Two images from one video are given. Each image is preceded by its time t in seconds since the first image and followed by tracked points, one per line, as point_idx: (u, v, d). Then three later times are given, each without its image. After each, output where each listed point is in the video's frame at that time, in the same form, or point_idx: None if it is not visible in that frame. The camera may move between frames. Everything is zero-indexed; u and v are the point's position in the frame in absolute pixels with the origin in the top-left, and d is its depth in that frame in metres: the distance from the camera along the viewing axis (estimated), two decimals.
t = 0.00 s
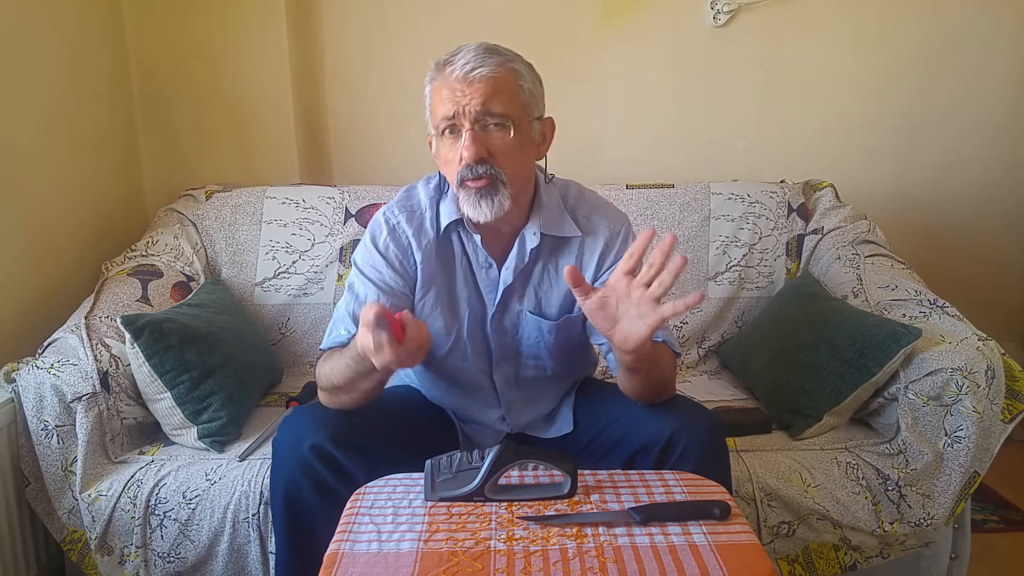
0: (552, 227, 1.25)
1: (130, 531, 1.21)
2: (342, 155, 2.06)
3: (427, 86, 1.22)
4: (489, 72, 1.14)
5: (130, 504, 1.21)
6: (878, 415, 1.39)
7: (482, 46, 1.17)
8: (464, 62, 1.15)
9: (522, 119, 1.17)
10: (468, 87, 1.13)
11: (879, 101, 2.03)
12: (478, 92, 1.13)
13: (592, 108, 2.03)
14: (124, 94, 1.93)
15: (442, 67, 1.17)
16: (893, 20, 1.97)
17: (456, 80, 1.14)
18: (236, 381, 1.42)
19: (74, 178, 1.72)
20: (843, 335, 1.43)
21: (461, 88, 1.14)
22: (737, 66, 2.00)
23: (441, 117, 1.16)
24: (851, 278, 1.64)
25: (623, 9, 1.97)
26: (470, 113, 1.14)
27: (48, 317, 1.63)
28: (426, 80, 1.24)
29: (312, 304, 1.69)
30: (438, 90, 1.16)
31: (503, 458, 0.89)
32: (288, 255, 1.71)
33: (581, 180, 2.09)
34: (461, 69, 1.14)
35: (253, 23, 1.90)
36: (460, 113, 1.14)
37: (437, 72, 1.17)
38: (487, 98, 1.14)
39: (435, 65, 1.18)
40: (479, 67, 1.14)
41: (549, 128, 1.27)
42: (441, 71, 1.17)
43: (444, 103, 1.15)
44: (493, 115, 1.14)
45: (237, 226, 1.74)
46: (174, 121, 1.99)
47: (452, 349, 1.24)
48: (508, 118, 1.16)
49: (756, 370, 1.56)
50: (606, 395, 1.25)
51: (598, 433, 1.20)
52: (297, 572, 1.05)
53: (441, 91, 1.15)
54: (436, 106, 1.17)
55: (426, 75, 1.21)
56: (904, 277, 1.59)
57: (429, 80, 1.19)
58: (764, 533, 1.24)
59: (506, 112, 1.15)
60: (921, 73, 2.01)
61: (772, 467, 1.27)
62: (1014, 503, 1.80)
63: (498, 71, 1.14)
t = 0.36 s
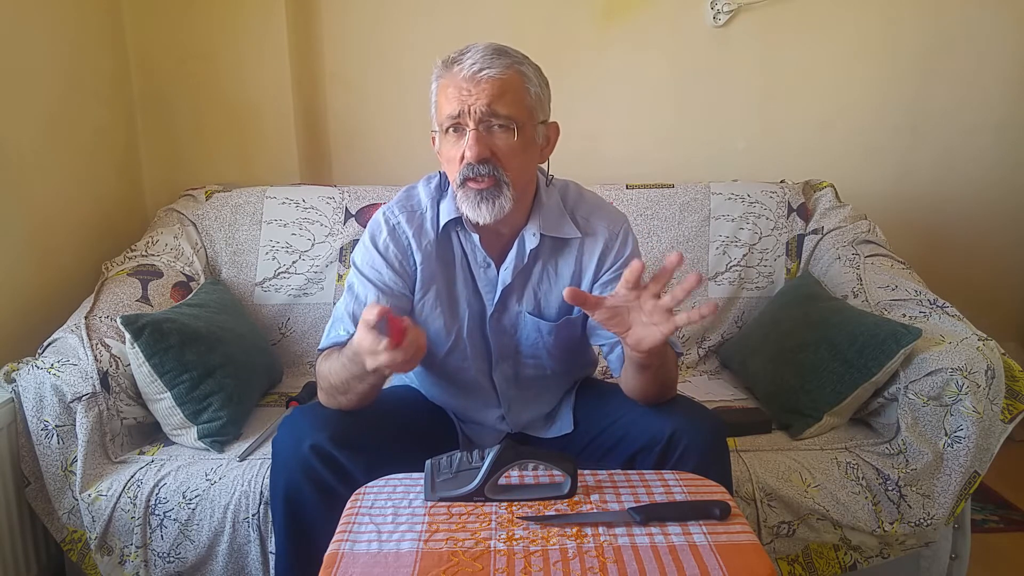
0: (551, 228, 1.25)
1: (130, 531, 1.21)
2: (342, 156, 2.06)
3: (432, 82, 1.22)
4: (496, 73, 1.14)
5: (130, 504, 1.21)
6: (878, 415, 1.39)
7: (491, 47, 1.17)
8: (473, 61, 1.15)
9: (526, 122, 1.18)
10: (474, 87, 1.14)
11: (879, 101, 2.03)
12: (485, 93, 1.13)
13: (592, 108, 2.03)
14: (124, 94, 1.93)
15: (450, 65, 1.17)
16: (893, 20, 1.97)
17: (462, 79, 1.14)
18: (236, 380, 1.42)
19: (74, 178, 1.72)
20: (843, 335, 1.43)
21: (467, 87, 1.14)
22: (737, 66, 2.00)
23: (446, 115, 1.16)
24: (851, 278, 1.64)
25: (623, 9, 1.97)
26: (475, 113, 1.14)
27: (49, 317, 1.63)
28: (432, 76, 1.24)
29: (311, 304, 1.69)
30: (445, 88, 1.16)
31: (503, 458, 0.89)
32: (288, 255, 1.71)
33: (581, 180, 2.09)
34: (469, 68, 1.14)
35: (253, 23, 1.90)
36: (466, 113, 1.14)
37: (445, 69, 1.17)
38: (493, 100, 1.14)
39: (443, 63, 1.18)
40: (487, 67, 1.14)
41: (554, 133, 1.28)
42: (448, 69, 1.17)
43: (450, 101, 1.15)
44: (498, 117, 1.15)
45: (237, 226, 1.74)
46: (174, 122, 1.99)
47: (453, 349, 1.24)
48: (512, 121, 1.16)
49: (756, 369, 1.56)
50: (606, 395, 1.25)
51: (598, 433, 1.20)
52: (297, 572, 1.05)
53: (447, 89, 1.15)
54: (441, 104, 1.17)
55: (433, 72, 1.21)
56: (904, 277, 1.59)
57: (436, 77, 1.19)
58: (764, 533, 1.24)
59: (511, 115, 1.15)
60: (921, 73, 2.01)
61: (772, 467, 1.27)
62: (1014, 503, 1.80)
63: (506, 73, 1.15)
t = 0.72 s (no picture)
0: (549, 228, 1.25)
1: (130, 531, 1.21)
2: (342, 156, 2.06)
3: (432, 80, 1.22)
4: (495, 72, 1.14)
5: (130, 504, 1.21)
6: (878, 415, 1.39)
7: (491, 45, 1.16)
8: (472, 60, 1.14)
9: (525, 122, 1.17)
10: (473, 86, 1.13)
11: (879, 101, 2.03)
12: (482, 93, 1.13)
13: (592, 108, 2.03)
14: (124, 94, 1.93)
15: (450, 63, 1.17)
16: (893, 20, 1.97)
17: (461, 77, 1.14)
18: (235, 380, 1.42)
19: (74, 178, 1.72)
20: (843, 335, 1.43)
21: (466, 86, 1.14)
22: (737, 66, 2.00)
23: (445, 113, 1.16)
24: (851, 278, 1.64)
25: (623, 9, 1.97)
26: (473, 112, 1.14)
27: (49, 317, 1.63)
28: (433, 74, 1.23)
29: (312, 304, 1.69)
30: (444, 86, 1.16)
31: (503, 458, 0.89)
32: (288, 255, 1.71)
33: (581, 180, 2.09)
34: (467, 67, 1.14)
35: (253, 23, 1.90)
36: (463, 112, 1.14)
37: (444, 68, 1.17)
38: (491, 99, 1.13)
39: (443, 61, 1.18)
40: (486, 67, 1.14)
41: (552, 133, 1.27)
42: (448, 67, 1.16)
43: (448, 100, 1.15)
44: (496, 116, 1.14)
45: (236, 226, 1.74)
46: (174, 122, 1.99)
47: (450, 348, 1.24)
48: (510, 120, 1.15)
49: (756, 369, 1.56)
50: (606, 395, 1.25)
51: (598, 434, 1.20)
52: (297, 572, 1.05)
53: (447, 87, 1.15)
54: (439, 102, 1.17)
55: (433, 70, 1.21)
56: (904, 277, 1.59)
57: (435, 75, 1.19)
58: (764, 533, 1.24)
59: (509, 114, 1.15)
60: (921, 73, 2.01)
61: (772, 467, 1.27)
62: (1014, 503, 1.80)
63: (504, 72, 1.14)
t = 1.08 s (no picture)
0: (555, 230, 1.25)
1: (130, 530, 1.21)
2: (342, 155, 2.06)
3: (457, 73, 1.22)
4: (525, 76, 1.14)
5: (130, 504, 1.21)
6: (878, 415, 1.39)
7: (524, 50, 1.16)
8: (504, 61, 1.15)
9: (546, 131, 1.18)
10: (501, 87, 1.13)
11: (879, 101, 2.03)
12: (510, 95, 1.13)
13: (592, 108, 2.03)
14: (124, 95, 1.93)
15: (481, 59, 1.16)
16: (893, 19, 1.97)
17: (491, 77, 1.14)
18: (235, 380, 1.42)
19: (74, 178, 1.72)
20: (843, 335, 1.43)
21: (494, 86, 1.14)
22: (737, 66, 2.00)
23: (468, 108, 1.15)
24: (851, 278, 1.64)
25: (623, 9, 1.97)
26: (498, 112, 1.13)
27: (49, 317, 1.63)
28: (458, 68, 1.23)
29: (312, 304, 1.69)
30: (471, 82, 1.16)
31: (503, 458, 0.89)
32: (288, 255, 1.71)
33: (580, 180, 2.09)
34: (499, 67, 1.14)
35: (253, 23, 1.90)
36: (488, 110, 1.14)
37: (474, 63, 1.17)
38: (518, 102, 1.13)
39: (474, 56, 1.17)
40: (517, 69, 1.14)
41: (568, 146, 1.27)
42: (478, 64, 1.16)
43: (474, 96, 1.15)
44: (520, 120, 1.14)
45: (237, 226, 1.74)
46: (174, 122, 1.99)
47: (452, 349, 1.24)
48: (532, 126, 1.15)
49: (756, 369, 1.56)
50: (606, 395, 1.25)
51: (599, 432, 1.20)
52: (297, 572, 1.05)
53: (474, 84, 1.15)
54: (464, 95, 1.16)
55: (460, 64, 1.20)
56: (904, 277, 1.59)
57: (463, 69, 1.18)
58: (764, 533, 1.24)
59: (532, 120, 1.15)
60: (921, 73, 2.01)
61: (772, 467, 1.27)
62: (1014, 503, 1.80)
63: (534, 78, 1.14)
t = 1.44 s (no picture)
0: (558, 230, 1.25)
1: (130, 531, 1.21)
2: (342, 156, 2.06)
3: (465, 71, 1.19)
4: (539, 80, 1.12)
5: (130, 504, 1.21)
6: (878, 415, 1.39)
7: (536, 53, 1.15)
8: (518, 63, 1.12)
9: (555, 136, 1.17)
10: (514, 91, 1.12)
11: (879, 101, 2.03)
12: (523, 100, 1.11)
13: (592, 108, 2.03)
14: (124, 95, 1.93)
15: (493, 60, 1.14)
16: (893, 19, 1.97)
17: (504, 79, 1.12)
18: (235, 380, 1.42)
19: (74, 178, 1.72)
20: (843, 335, 1.43)
21: (507, 89, 1.12)
22: (737, 66, 2.00)
23: (479, 111, 1.13)
24: (851, 278, 1.64)
25: (622, 9, 1.97)
26: (511, 116, 1.12)
27: (49, 317, 1.63)
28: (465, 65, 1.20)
29: (312, 304, 1.69)
30: (482, 84, 1.13)
31: (503, 458, 0.89)
32: (288, 255, 1.71)
33: (580, 180, 2.09)
34: (513, 70, 1.12)
35: (253, 23, 1.90)
36: (500, 114, 1.12)
37: (486, 63, 1.14)
38: (531, 107, 1.12)
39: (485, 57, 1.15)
40: (531, 74, 1.12)
41: (571, 148, 1.26)
42: (491, 65, 1.14)
43: (485, 98, 1.13)
44: (533, 125, 1.13)
45: (237, 226, 1.74)
46: (174, 122, 1.99)
47: (453, 349, 1.24)
48: (543, 132, 1.15)
49: (756, 369, 1.56)
50: (606, 394, 1.25)
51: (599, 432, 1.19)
52: (297, 572, 1.05)
53: (485, 86, 1.13)
54: (474, 99, 1.14)
55: (469, 63, 1.17)
56: (904, 277, 1.59)
57: (474, 68, 1.16)
58: (764, 533, 1.24)
59: (544, 125, 1.14)
60: (921, 73, 2.01)
61: (772, 467, 1.27)
62: (1014, 503, 1.80)
63: (547, 82, 1.13)
